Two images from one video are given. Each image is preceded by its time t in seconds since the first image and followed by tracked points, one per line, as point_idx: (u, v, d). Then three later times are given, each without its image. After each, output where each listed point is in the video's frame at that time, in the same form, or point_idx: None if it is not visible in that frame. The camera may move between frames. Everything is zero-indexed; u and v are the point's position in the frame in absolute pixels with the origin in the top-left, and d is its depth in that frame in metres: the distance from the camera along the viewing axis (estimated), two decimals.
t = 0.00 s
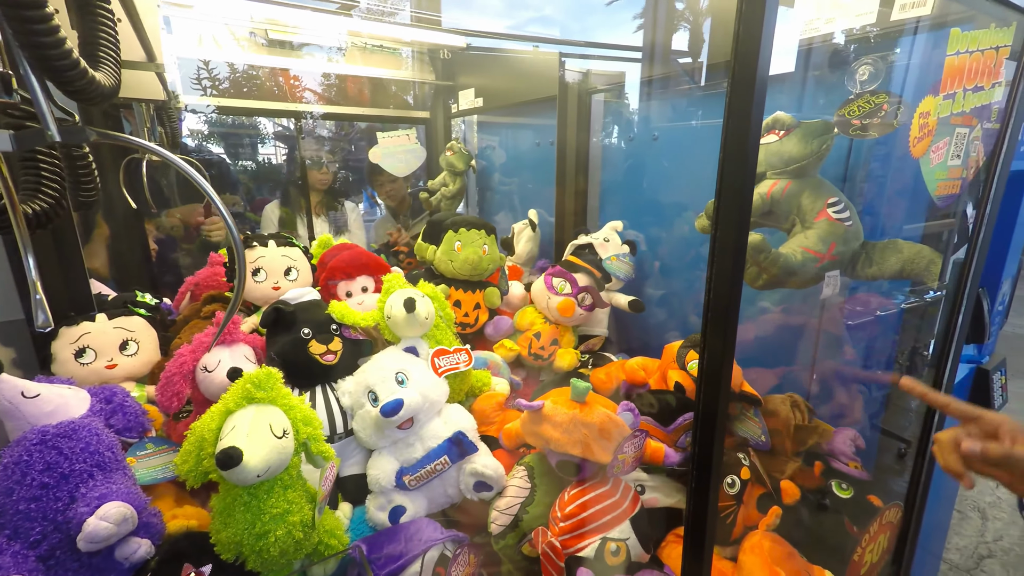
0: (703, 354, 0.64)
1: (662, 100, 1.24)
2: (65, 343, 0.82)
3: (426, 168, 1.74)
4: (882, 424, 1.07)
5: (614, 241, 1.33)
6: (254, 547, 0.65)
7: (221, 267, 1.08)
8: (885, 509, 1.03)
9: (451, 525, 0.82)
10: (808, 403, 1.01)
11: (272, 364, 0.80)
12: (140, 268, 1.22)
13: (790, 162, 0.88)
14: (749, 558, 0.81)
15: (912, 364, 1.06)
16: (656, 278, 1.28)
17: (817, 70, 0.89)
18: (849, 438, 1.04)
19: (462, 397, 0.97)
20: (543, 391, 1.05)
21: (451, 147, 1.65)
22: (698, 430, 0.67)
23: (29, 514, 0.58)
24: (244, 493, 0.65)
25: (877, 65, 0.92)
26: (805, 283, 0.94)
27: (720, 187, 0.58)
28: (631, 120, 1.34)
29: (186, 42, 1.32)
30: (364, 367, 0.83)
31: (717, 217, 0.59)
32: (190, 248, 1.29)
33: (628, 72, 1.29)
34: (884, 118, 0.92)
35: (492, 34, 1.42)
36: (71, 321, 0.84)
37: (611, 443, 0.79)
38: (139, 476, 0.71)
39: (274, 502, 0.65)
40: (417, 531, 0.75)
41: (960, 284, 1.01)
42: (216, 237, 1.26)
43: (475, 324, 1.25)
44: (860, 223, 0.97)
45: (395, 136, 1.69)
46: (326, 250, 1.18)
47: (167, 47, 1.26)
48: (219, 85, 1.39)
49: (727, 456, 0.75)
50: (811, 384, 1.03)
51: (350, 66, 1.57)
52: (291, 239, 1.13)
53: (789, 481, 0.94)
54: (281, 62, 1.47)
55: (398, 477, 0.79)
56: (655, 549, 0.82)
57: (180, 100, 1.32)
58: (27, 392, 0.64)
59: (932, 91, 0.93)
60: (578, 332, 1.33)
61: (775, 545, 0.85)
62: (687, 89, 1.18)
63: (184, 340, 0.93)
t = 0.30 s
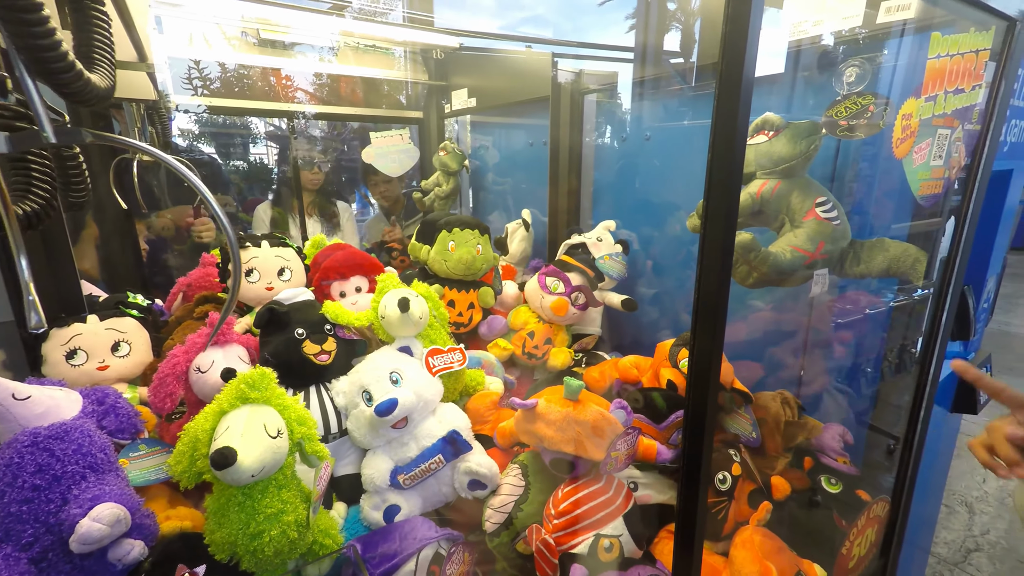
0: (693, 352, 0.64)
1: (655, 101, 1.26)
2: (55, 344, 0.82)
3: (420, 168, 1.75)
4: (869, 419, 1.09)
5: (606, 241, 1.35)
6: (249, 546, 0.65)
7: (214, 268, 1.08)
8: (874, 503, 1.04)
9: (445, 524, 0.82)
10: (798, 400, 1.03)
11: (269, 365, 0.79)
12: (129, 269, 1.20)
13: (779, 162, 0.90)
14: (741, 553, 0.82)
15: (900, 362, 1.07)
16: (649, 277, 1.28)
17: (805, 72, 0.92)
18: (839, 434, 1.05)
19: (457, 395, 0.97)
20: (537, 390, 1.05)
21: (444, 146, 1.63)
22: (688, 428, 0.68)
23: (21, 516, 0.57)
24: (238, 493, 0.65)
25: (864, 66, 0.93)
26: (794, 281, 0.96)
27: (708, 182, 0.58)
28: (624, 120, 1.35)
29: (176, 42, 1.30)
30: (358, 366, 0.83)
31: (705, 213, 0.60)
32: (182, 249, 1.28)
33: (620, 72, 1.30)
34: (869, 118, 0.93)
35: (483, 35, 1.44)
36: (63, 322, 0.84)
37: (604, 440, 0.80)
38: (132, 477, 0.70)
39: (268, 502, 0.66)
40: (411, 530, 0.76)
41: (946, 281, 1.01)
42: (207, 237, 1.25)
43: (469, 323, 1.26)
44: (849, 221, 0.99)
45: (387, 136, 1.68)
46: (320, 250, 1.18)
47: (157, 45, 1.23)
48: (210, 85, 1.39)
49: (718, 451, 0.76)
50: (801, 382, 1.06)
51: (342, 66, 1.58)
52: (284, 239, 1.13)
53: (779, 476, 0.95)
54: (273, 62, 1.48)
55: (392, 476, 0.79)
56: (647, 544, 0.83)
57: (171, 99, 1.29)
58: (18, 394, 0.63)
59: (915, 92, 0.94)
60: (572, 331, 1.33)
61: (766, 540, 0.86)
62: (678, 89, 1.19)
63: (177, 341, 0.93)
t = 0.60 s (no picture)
0: (696, 353, 0.63)
1: (653, 99, 1.25)
2: (46, 345, 0.80)
3: (418, 168, 1.76)
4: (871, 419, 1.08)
5: (605, 240, 1.33)
6: (244, 550, 0.64)
7: (209, 267, 1.06)
8: (875, 504, 1.04)
9: (444, 526, 0.81)
10: (798, 400, 1.03)
11: (263, 366, 0.78)
12: (123, 269, 1.19)
13: (780, 160, 0.89)
14: (742, 554, 0.81)
15: (897, 361, 1.06)
16: (648, 276, 1.28)
17: (803, 71, 0.91)
18: (839, 434, 1.05)
19: (455, 395, 0.96)
20: (535, 390, 1.04)
21: (441, 146, 1.63)
22: (690, 427, 0.67)
23: (8, 521, 0.56)
24: (232, 496, 0.64)
25: (864, 63, 0.93)
26: (794, 280, 0.95)
27: (713, 180, 0.58)
28: (622, 120, 1.34)
29: (171, 39, 1.28)
30: (355, 367, 0.82)
31: (710, 212, 0.59)
32: (176, 249, 1.26)
33: (617, 71, 1.29)
34: (871, 116, 0.93)
35: (480, 32, 1.39)
36: (53, 322, 0.83)
37: (604, 441, 0.80)
38: (124, 480, 0.69)
39: (263, 505, 0.65)
40: (409, 532, 0.75)
41: (946, 283, 1.01)
42: (202, 236, 1.23)
43: (467, 323, 1.25)
44: (849, 221, 0.98)
45: (385, 135, 1.68)
46: (316, 250, 1.17)
47: (152, 43, 1.23)
48: (206, 83, 1.37)
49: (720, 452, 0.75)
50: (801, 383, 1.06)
51: (340, 65, 1.55)
52: (279, 238, 1.12)
53: (780, 477, 0.95)
54: (270, 60, 1.46)
55: (390, 478, 0.78)
56: (648, 546, 0.82)
57: (166, 97, 1.29)
58: (7, 396, 0.61)
59: (918, 89, 0.93)
60: (570, 330, 1.32)
61: (767, 541, 0.85)
62: (676, 88, 1.19)
63: (171, 342, 0.92)
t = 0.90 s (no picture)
0: (695, 353, 0.63)
1: (653, 98, 1.25)
2: (41, 344, 0.80)
3: (416, 167, 1.72)
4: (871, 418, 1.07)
5: (604, 240, 1.33)
6: (238, 552, 0.63)
7: (205, 267, 1.06)
8: (875, 504, 1.03)
9: (441, 527, 0.80)
10: (797, 400, 1.03)
11: (259, 366, 0.78)
12: (120, 268, 1.19)
13: (779, 158, 0.88)
14: (742, 555, 0.81)
15: (898, 361, 1.06)
16: (647, 275, 1.28)
17: (802, 70, 0.90)
18: (839, 434, 1.05)
19: (453, 395, 0.95)
20: (533, 390, 1.04)
21: (440, 145, 1.63)
22: (690, 428, 0.67)
23: None
24: (227, 498, 0.64)
25: (864, 61, 0.92)
26: (794, 279, 0.95)
27: (712, 178, 0.57)
28: (621, 118, 1.33)
29: (169, 37, 1.28)
30: (352, 366, 0.82)
31: (709, 210, 0.58)
32: (173, 249, 1.22)
33: (616, 70, 1.29)
34: (871, 114, 0.93)
35: (481, 32, 1.36)
36: (46, 322, 0.82)
37: (602, 441, 0.79)
38: (118, 481, 0.69)
39: (258, 507, 0.64)
40: (407, 533, 0.74)
41: (946, 282, 1.00)
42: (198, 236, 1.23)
43: (465, 323, 1.24)
44: (849, 220, 0.98)
45: (383, 135, 1.67)
46: (313, 249, 1.17)
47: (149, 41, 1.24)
48: (204, 81, 1.37)
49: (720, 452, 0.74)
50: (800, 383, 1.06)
51: (337, 63, 1.55)
52: (276, 237, 1.11)
53: (779, 477, 0.94)
54: (267, 59, 1.46)
55: (387, 478, 0.77)
56: (647, 547, 0.82)
57: (162, 95, 1.30)
58: None
59: (918, 87, 0.93)
60: (569, 330, 1.32)
61: (767, 542, 0.85)
62: (675, 87, 1.18)
63: (166, 342, 0.91)
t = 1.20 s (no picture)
0: (699, 354, 0.63)
1: (653, 98, 1.25)
2: (41, 345, 0.80)
3: (417, 166, 1.74)
4: (873, 419, 1.07)
5: (605, 240, 1.32)
6: (240, 554, 0.63)
7: (206, 268, 1.06)
8: (877, 505, 1.03)
9: (443, 529, 0.80)
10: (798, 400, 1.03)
11: (260, 367, 0.77)
12: (120, 269, 1.19)
13: (782, 158, 0.88)
14: (744, 556, 0.81)
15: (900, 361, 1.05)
16: (648, 276, 1.28)
17: (803, 70, 0.90)
18: (841, 435, 1.04)
19: (454, 396, 0.95)
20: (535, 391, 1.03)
21: (440, 145, 1.64)
22: (693, 429, 0.67)
23: (1, 525, 0.55)
24: (228, 499, 0.63)
25: (866, 60, 0.93)
26: (797, 279, 0.95)
27: (717, 181, 0.57)
28: (622, 118, 1.33)
29: (169, 37, 1.28)
30: (354, 367, 0.81)
31: (714, 212, 0.58)
32: (174, 249, 1.22)
33: (617, 71, 1.29)
34: (874, 115, 0.93)
35: (481, 32, 1.37)
36: (47, 323, 0.82)
37: (605, 442, 0.79)
38: (119, 483, 0.68)
39: (260, 508, 0.64)
40: (409, 535, 0.74)
41: (949, 280, 0.97)
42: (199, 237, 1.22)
43: (466, 323, 1.24)
44: (852, 221, 0.99)
45: (384, 135, 1.69)
46: (314, 250, 1.17)
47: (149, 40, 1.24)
48: (204, 80, 1.37)
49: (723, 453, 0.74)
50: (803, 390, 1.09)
51: (338, 63, 1.56)
52: (277, 238, 1.11)
53: (781, 478, 0.94)
54: (269, 59, 1.47)
55: (389, 479, 0.77)
56: (649, 548, 0.82)
57: (163, 95, 1.29)
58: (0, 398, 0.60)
59: (923, 87, 0.92)
60: (570, 330, 1.32)
61: (769, 543, 0.84)
62: (675, 87, 1.18)
63: (167, 342, 0.91)
